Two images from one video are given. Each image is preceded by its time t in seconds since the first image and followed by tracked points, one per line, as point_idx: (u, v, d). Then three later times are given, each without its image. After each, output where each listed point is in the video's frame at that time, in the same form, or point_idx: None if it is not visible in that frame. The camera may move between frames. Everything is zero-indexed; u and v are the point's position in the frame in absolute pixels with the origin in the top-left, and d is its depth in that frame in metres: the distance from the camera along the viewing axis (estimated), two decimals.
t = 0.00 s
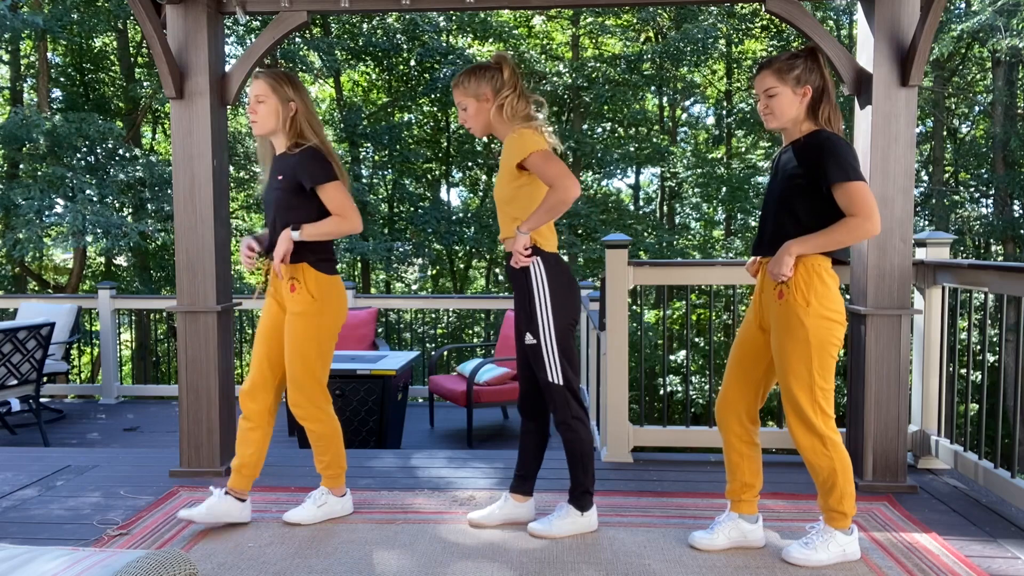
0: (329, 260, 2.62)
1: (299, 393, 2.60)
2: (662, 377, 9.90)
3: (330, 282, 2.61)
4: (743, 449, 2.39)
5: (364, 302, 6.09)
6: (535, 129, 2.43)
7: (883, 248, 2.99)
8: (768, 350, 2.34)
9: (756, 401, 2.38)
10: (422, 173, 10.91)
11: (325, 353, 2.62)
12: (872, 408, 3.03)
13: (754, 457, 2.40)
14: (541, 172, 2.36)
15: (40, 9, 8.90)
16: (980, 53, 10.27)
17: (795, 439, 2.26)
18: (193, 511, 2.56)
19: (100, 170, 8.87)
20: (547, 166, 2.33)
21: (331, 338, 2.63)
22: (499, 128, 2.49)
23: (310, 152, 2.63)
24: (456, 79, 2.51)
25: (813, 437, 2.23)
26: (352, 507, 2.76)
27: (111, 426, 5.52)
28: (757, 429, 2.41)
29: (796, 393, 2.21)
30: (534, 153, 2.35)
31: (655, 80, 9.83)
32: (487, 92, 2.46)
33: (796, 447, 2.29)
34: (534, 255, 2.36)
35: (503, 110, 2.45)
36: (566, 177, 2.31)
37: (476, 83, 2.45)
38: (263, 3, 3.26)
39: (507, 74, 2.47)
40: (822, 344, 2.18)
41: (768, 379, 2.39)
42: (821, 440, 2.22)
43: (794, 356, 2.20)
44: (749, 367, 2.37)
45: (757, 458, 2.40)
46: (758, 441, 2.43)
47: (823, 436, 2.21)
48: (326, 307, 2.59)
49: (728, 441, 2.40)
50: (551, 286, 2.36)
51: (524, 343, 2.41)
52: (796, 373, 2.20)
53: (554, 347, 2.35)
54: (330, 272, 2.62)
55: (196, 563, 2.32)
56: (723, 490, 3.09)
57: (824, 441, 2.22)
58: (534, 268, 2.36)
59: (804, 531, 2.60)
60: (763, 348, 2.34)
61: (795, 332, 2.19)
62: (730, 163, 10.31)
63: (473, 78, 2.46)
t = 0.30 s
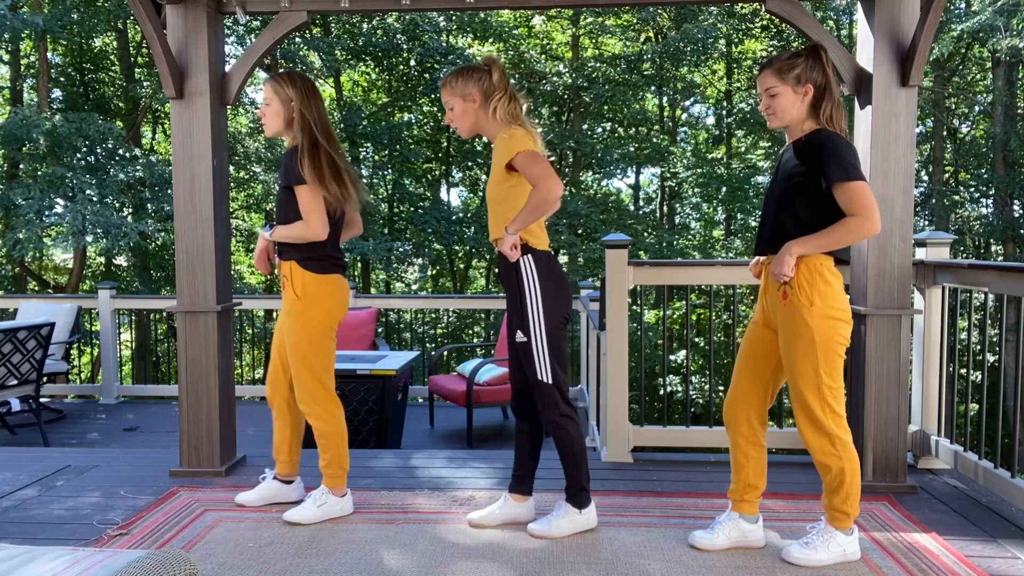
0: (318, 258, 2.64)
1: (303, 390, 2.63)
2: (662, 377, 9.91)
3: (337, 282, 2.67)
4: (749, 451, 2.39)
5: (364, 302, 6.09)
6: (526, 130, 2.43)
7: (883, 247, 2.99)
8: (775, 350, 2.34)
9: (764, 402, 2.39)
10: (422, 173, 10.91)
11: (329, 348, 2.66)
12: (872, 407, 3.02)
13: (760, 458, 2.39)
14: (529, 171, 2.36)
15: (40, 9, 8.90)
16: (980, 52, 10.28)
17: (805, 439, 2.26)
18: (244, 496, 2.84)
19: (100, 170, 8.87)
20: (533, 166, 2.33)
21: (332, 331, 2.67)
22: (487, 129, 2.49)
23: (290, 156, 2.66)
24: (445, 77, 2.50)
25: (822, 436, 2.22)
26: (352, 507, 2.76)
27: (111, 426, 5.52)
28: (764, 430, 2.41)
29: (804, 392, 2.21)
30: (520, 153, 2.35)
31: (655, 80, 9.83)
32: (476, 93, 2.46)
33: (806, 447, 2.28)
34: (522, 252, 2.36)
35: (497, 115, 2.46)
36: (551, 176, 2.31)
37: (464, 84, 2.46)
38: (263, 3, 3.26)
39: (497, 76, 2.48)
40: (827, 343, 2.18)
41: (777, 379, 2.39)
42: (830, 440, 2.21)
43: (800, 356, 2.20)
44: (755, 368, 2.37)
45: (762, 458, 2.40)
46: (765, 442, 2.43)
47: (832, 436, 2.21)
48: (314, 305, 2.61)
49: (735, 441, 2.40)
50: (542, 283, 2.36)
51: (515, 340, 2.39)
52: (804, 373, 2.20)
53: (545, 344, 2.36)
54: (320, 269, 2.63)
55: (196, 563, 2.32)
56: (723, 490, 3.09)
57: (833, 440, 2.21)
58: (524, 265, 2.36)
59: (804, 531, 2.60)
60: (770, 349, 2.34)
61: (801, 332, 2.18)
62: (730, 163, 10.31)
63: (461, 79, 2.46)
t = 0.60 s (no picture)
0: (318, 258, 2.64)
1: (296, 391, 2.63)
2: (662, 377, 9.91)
3: (332, 281, 2.68)
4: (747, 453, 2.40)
5: (364, 302, 6.09)
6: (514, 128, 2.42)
7: (883, 248, 2.99)
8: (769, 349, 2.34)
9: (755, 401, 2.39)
10: (422, 173, 10.90)
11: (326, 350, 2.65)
12: (872, 407, 3.03)
13: (763, 462, 2.40)
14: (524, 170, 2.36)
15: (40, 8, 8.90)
16: (980, 52, 10.27)
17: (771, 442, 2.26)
18: (247, 497, 2.85)
19: (100, 170, 8.87)
20: (524, 165, 2.33)
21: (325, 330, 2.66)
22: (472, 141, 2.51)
23: (299, 149, 2.66)
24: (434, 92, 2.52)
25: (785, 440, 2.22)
26: (352, 507, 2.76)
27: (111, 426, 5.52)
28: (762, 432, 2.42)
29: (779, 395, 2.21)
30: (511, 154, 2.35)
31: (655, 79, 9.84)
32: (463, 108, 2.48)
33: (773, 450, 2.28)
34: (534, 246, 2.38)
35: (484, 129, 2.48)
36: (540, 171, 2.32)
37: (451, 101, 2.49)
38: (264, 3, 3.26)
39: (482, 89, 2.50)
40: (816, 349, 2.17)
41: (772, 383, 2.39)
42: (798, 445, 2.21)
43: (786, 359, 2.20)
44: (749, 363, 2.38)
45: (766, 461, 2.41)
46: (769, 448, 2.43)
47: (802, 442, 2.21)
48: (310, 303, 2.61)
49: (736, 445, 2.42)
50: (551, 280, 2.38)
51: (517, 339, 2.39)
52: (784, 376, 2.20)
53: (547, 345, 2.35)
54: (318, 268, 2.64)
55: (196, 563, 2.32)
56: (722, 490, 3.09)
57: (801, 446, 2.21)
58: (536, 262, 2.37)
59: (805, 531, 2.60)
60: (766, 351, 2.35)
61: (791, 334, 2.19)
62: (730, 163, 10.31)
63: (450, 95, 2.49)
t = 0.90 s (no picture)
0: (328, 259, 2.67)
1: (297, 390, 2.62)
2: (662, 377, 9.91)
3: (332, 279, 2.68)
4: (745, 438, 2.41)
5: (364, 302, 6.09)
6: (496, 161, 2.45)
7: (883, 247, 2.99)
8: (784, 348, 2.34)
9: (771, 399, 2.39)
10: (421, 173, 10.90)
11: (325, 353, 2.66)
12: (872, 407, 3.03)
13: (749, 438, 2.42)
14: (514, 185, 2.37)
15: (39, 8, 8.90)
16: (980, 52, 10.27)
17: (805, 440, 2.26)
18: (246, 497, 2.85)
19: (100, 170, 8.87)
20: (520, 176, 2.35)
21: (327, 336, 2.66)
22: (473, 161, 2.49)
23: (320, 151, 2.69)
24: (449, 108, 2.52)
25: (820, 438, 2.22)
26: (351, 507, 2.76)
27: (111, 426, 5.52)
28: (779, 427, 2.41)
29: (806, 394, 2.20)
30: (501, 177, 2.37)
31: (655, 79, 9.84)
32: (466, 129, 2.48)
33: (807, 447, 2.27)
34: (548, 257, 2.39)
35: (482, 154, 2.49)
36: (543, 178, 2.33)
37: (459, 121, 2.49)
38: (264, 3, 3.26)
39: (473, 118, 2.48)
40: (830, 346, 2.16)
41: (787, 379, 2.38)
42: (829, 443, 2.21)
43: (802, 360, 2.20)
44: (759, 363, 2.38)
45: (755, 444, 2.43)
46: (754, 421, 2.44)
47: (832, 438, 2.20)
48: (319, 304, 2.63)
49: (722, 423, 2.41)
50: (576, 293, 2.37)
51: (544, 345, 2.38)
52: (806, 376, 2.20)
53: (572, 351, 2.35)
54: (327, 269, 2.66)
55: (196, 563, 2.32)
56: (722, 490, 3.09)
57: (833, 442, 2.20)
58: (555, 271, 2.39)
59: (805, 531, 2.60)
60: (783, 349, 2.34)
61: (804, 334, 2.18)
62: (731, 163, 10.30)
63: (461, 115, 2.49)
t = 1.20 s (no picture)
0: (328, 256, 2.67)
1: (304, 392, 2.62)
2: (662, 377, 9.91)
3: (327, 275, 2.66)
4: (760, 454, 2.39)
5: (365, 302, 6.09)
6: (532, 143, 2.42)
7: (883, 248, 2.99)
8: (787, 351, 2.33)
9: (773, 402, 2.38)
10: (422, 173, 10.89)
11: (326, 350, 2.67)
12: (872, 406, 3.03)
13: (771, 460, 2.39)
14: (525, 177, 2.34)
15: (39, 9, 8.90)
16: (980, 52, 10.27)
17: (813, 444, 2.25)
18: (247, 496, 2.85)
19: (100, 170, 8.87)
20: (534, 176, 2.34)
21: (329, 332, 2.68)
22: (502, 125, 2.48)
23: (325, 151, 2.69)
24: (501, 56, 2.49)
25: (828, 440, 2.21)
26: (351, 507, 2.76)
27: (111, 426, 5.52)
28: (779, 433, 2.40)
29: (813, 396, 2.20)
30: (524, 162, 2.34)
31: (654, 79, 9.85)
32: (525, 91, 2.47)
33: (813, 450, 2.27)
34: (506, 251, 2.37)
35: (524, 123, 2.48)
36: (549, 197, 2.33)
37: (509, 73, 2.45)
38: (264, 3, 3.26)
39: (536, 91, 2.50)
40: (836, 346, 2.17)
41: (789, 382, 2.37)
42: (837, 445, 2.20)
43: (808, 361, 2.19)
44: (763, 368, 2.38)
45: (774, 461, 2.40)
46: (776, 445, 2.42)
47: (840, 441, 2.20)
48: (320, 300, 2.64)
49: (747, 445, 2.41)
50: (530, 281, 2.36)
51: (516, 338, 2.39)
52: (812, 378, 2.19)
53: (548, 338, 2.35)
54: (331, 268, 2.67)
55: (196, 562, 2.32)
56: (722, 490, 3.09)
57: (841, 444, 2.20)
58: (510, 265, 2.36)
59: (805, 531, 2.60)
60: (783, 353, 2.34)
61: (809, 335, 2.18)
62: (731, 163, 10.30)
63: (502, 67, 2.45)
